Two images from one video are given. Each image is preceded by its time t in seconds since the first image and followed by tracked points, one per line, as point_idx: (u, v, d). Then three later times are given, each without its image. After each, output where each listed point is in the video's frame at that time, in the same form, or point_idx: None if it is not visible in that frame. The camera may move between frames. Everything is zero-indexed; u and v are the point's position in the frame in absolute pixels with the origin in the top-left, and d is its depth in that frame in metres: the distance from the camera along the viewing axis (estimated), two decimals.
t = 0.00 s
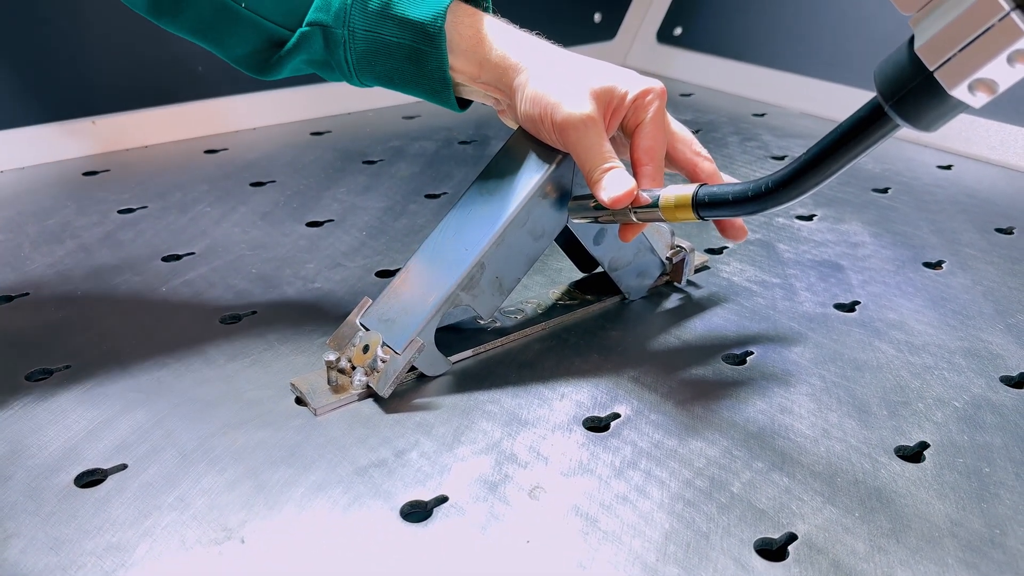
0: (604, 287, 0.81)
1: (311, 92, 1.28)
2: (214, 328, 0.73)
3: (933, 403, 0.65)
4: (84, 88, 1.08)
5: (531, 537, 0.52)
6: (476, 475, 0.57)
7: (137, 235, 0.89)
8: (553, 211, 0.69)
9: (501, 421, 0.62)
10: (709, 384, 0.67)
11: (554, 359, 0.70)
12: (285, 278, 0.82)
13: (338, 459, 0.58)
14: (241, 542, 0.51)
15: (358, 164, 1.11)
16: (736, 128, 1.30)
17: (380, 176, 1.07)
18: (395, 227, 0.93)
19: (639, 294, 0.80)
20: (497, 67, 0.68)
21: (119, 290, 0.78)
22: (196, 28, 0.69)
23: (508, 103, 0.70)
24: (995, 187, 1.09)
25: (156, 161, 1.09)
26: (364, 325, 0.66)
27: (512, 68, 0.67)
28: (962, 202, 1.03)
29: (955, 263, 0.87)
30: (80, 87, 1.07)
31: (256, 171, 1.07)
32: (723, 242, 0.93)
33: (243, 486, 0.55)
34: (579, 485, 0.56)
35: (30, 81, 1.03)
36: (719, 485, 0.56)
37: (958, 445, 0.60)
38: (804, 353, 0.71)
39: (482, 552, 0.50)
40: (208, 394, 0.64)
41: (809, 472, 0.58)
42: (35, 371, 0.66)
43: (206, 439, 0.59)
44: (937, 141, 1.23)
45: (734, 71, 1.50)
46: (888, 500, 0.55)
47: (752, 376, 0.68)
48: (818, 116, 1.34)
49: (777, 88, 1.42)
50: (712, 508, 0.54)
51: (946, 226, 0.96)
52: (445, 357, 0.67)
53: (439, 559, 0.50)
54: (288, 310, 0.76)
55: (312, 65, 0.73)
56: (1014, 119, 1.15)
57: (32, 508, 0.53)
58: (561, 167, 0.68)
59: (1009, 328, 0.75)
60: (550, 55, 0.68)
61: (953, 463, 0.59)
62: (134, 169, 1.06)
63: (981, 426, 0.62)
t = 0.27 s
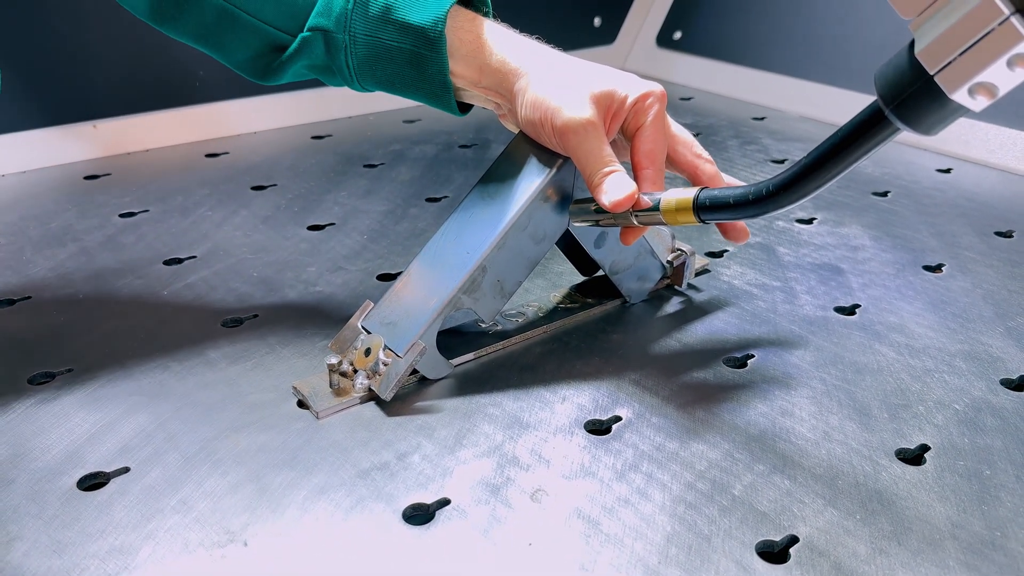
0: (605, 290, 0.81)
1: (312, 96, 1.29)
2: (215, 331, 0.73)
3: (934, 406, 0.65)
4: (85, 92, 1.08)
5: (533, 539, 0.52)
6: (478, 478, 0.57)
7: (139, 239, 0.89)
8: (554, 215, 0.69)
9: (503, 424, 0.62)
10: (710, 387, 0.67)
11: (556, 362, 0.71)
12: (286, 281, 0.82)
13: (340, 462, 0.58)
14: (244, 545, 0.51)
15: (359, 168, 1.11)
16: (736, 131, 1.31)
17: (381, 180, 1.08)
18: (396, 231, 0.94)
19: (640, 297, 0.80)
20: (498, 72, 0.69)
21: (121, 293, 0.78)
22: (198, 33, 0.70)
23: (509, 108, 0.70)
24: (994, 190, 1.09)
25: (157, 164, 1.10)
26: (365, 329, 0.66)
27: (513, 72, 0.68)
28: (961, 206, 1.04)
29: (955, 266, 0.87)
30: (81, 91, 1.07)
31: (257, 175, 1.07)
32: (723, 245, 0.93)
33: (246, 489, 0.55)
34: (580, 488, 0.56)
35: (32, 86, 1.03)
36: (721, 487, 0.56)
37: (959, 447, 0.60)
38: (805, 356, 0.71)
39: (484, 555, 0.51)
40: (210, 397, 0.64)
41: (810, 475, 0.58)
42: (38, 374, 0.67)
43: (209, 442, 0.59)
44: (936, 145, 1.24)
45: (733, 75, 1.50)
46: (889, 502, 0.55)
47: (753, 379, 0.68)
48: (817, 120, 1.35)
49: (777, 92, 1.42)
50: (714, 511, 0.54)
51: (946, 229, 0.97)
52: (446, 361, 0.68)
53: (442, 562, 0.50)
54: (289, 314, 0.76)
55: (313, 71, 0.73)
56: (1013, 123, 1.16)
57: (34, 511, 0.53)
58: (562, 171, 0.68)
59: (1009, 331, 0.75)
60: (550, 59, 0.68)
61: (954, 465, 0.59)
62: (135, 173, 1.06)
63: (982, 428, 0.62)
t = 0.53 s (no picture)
0: (605, 297, 0.81)
1: (311, 104, 1.29)
2: (216, 339, 0.73)
3: (933, 411, 0.65)
4: (85, 100, 1.08)
5: (534, 546, 0.52)
6: (478, 485, 0.57)
7: (139, 247, 0.89)
8: (554, 221, 0.70)
9: (503, 431, 0.63)
10: (710, 393, 0.67)
11: (555, 369, 0.71)
12: (286, 289, 0.82)
13: (340, 470, 0.58)
14: (245, 553, 0.51)
15: (358, 175, 1.11)
16: (734, 138, 1.31)
17: (381, 187, 1.08)
18: (395, 238, 0.94)
19: (639, 304, 0.80)
20: (496, 81, 0.69)
21: (121, 301, 0.78)
22: (198, 40, 0.71)
23: (508, 116, 0.70)
24: (992, 196, 1.10)
25: (157, 172, 1.10)
26: (366, 337, 0.67)
27: (511, 81, 0.68)
28: (959, 211, 1.04)
29: (953, 271, 0.88)
30: (81, 99, 1.08)
31: (256, 183, 1.07)
32: (722, 251, 0.93)
33: (247, 497, 0.55)
34: (581, 494, 0.56)
35: (33, 94, 1.03)
36: (721, 494, 0.56)
37: (958, 452, 0.61)
38: (804, 362, 0.72)
39: (485, 562, 0.51)
40: (210, 405, 0.64)
41: (810, 481, 0.58)
42: (39, 382, 0.67)
43: (210, 450, 0.59)
44: (933, 151, 1.24)
45: (731, 82, 1.51)
46: (889, 508, 0.55)
47: (752, 385, 0.69)
48: (815, 126, 1.35)
49: (774, 99, 1.43)
50: (714, 517, 0.54)
51: (944, 235, 0.97)
52: (446, 368, 0.68)
53: (443, 569, 0.50)
54: (289, 321, 0.76)
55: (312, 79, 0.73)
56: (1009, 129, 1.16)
57: (36, 519, 0.53)
58: (561, 178, 0.68)
59: (1007, 336, 0.75)
60: (548, 67, 0.68)
61: (953, 471, 0.59)
62: (135, 181, 1.06)
63: (981, 434, 0.63)
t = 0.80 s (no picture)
0: (597, 315, 0.82)
1: (304, 123, 1.30)
2: (210, 361, 0.73)
3: (922, 427, 0.66)
4: (78, 121, 1.08)
5: (529, 567, 0.52)
6: (473, 506, 0.57)
7: (133, 268, 0.89)
8: (546, 241, 0.70)
9: (497, 451, 0.63)
10: (701, 411, 0.68)
11: (548, 387, 0.71)
12: (280, 309, 0.82)
13: (335, 492, 0.58)
14: None
15: (351, 194, 1.12)
16: (723, 154, 1.33)
17: (374, 206, 1.08)
18: (389, 257, 0.94)
19: (631, 321, 0.81)
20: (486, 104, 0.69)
21: (115, 323, 0.79)
22: (191, 65, 0.72)
23: (499, 139, 0.71)
24: (978, 211, 1.11)
25: (151, 193, 1.10)
26: (360, 358, 0.67)
27: (502, 105, 0.68)
28: (947, 226, 1.05)
29: (941, 287, 0.89)
30: (75, 120, 1.08)
31: (249, 203, 1.08)
32: (712, 268, 0.94)
33: (242, 520, 0.55)
34: (575, 514, 0.57)
35: (28, 116, 1.04)
36: (713, 512, 0.57)
37: (947, 468, 0.61)
38: (794, 380, 0.72)
39: None
40: (205, 427, 0.64)
41: (801, 498, 0.58)
42: (33, 406, 0.67)
43: (205, 473, 0.59)
44: (920, 166, 1.26)
45: (720, 98, 1.53)
46: (879, 525, 0.56)
47: (744, 403, 0.69)
48: (803, 142, 1.37)
49: (763, 115, 1.44)
50: (707, 536, 0.55)
51: (932, 250, 0.98)
52: (440, 388, 0.68)
53: None
54: (283, 342, 0.76)
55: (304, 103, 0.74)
56: (995, 144, 1.18)
57: (31, 545, 0.53)
58: (553, 199, 0.69)
59: (995, 351, 0.76)
60: (538, 90, 0.69)
61: (943, 486, 0.59)
62: (129, 201, 1.07)
63: (970, 450, 0.63)
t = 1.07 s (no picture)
0: (578, 363, 0.86)
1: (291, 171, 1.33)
2: (208, 416, 0.76)
3: (884, 470, 0.70)
4: (72, 175, 1.11)
5: None
6: (463, 558, 0.60)
7: (129, 322, 0.92)
8: (529, 298, 0.74)
9: (485, 503, 0.66)
10: (678, 458, 0.72)
11: (532, 437, 0.75)
12: (273, 362, 0.85)
13: (332, 547, 0.61)
14: None
15: (339, 242, 1.16)
16: (696, 198, 1.39)
17: (361, 255, 1.12)
18: (377, 307, 0.98)
19: (610, 369, 0.85)
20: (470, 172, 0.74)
21: (114, 379, 0.81)
22: (188, 136, 0.76)
23: (483, 204, 0.75)
24: (939, 252, 1.17)
25: (143, 245, 1.13)
26: (353, 414, 0.70)
27: (484, 173, 0.73)
28: (909, 268, 1.11)
29: (903, 330, 0.94)
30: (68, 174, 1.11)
31: (240, 253, 1.11)
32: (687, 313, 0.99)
33: None
34: (560, 564, 0.60)
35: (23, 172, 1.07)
36: (690, 558, 0.61)
37: (907, 511, 0.66)
38: (765, 426, 0.76)
39: None
40: (205, 484, 0.67)
41: (772, 543, 0.62)
42: (38, 465, 0.69)
43: (207, 530, 0.62)
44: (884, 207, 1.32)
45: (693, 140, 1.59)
46: (844, 567, 0.60)
47: (718, 450, 0.73)
48: (773, 184, 1.43)
49: (734, 158, 1.51)
50: None
51: (895, 293, 1.03)
52: (430, 441, 0.71)
53: None
54: (278, 396, 0.79)
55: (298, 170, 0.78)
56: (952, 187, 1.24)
57: None
58: (534, 260, 0.73)
59: (952, 394, 0.81)
60: (519, 158, 0.74)
61: (903, 529, 0.64)
62: (122, 254, 1.09)
63: (929, 492, 0.68)
